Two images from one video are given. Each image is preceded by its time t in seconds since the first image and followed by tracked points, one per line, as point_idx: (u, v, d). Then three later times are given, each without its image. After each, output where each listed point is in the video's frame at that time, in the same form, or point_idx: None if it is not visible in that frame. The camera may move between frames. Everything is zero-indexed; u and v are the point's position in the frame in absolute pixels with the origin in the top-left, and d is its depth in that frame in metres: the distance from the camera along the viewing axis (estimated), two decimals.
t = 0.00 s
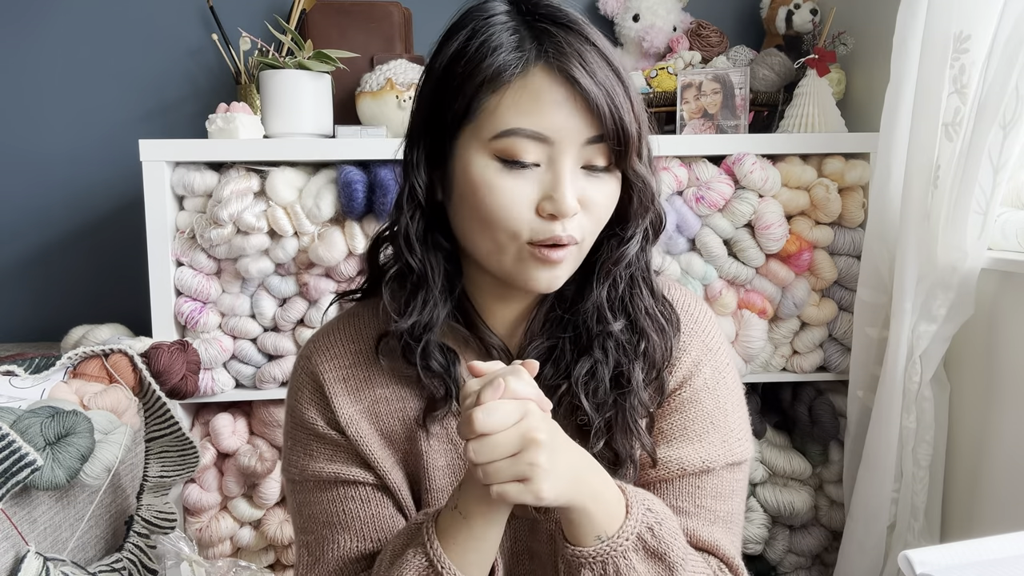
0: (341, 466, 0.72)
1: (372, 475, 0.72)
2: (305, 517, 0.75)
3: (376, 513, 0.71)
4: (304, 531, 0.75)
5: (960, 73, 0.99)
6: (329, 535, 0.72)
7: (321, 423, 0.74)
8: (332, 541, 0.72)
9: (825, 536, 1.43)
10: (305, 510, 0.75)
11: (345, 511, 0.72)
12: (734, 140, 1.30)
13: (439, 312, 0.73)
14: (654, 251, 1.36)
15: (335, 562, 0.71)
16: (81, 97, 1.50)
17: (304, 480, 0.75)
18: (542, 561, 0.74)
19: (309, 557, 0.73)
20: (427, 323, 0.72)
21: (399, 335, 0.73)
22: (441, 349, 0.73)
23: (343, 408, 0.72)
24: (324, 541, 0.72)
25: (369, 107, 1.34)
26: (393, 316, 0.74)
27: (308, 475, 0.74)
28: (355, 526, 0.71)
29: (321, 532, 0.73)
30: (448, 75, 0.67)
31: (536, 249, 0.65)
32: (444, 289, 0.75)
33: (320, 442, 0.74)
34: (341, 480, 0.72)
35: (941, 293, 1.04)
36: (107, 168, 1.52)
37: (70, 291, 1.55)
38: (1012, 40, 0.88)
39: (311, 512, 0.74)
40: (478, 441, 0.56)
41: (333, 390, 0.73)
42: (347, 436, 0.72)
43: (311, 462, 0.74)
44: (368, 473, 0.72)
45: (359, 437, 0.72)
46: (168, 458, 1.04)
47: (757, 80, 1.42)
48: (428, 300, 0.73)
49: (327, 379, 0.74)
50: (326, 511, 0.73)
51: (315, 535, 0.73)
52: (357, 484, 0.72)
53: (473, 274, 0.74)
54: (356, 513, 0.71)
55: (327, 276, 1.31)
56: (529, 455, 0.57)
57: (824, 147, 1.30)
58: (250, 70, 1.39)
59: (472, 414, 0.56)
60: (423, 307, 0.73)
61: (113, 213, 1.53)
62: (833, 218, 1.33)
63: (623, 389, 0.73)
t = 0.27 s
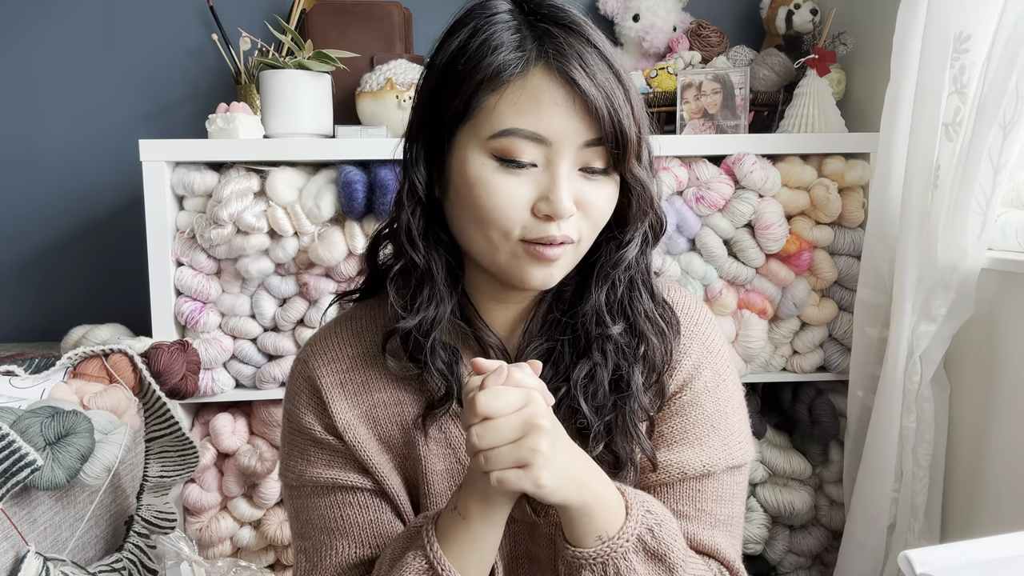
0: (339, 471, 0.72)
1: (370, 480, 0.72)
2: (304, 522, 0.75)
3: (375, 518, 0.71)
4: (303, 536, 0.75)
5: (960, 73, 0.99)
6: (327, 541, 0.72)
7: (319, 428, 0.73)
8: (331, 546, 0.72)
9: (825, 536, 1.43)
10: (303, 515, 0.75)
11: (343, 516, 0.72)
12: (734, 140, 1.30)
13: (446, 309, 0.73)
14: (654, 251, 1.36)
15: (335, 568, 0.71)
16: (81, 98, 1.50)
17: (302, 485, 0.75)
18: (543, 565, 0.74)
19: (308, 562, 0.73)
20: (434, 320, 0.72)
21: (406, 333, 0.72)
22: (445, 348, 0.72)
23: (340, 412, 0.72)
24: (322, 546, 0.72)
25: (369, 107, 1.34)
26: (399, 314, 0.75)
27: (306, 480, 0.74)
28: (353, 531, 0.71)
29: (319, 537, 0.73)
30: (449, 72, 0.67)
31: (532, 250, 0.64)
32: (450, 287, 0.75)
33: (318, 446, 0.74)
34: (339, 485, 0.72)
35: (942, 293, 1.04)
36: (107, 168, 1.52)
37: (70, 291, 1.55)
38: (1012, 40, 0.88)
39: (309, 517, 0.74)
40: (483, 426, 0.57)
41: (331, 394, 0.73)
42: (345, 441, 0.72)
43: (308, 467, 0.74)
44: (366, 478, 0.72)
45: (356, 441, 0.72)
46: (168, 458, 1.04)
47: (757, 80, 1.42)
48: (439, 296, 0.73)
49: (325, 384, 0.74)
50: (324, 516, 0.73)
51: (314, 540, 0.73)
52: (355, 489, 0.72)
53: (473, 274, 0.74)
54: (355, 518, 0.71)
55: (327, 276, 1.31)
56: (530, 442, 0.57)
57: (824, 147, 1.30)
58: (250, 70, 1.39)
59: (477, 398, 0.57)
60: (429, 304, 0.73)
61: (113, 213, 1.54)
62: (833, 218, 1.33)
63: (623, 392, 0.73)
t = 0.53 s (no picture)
0: (338, 471, 0.72)
1: (369, 480, 0.72)
2: (302, 521, 0.75)
3: (374, 517, 0.71)
4: (301, 536, 0.75)
5: (960, 73, 0.99)
6: (326, 540, 0.72)
7: (318, 427, 0.73)
8: (329, 546, 0.72)
9: (825, 536, 1.43)
10: (302, 515, 0.75)
11: (342, 516, 0.72)
12: (734, 140, 1.30)
13: (439, 307, 0.73)
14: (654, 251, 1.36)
15: (334, 568, 0.71)
16: (80, 97, 1.50)
17: (301, 485, 0.75)
18: (542, 565, 0.74)
19: (307, 562, 0.73)
20: (428, 317, 0.72)
21: (399, 331, 0.73)
22: (439, 345, 0.72)
23: (340, 412, 0.72)
24: (321, 546, 0.72)
25: (370, 107, 1.34)
26: (393, 311, 0.75)
27: (305, 480, 0.74)
28: (352, 531, 0.71)
29: (318, 536, 0.72)
30: (445, 70, 0.67)
31: (528, 248, 0.65)
32: (444, 285, 0.75)
33: (317, 446, 0.74)
34: (338, 484, 0.72)
35: (942, 293, 1.04)
36: (107, 168, 1.52)
37: (69, 291, 1.55)
38: (1012, 40, 0.88)
39: (308, 516, 0.74)
40: (483, 400, 0.60)
41: (331, 394, 0.73)
42: (344, 440, 0.72)
43: (308, 467, 0.73)
44: (365, 477, 0.72)
45: (356, 441, 0.72)
46: (168, 459, 1.04)
47: (757, 79, 1.42)
48: (430, 294, 0.73)
49: (324, 383, 0.74)
50: (322, 516, 0.72)
51: (313, 540, 0.73)
52: (353, 488, 0.72)
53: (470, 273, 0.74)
54: (354, 517, 0.71)
55: (327, 276, 1.31)
56: (526, 419, 0.60)
57: (824, 147, 1.30)
58: (250, 70, 1.39)
59: (478, 375, 0.61)
60: (423, 302, 0.73)
61: (112, 213, 1.53)
62: (833, 218, 1.33)
63: (621, 393, 0.73)
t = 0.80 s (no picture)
0: (339, 467, 0.72)
1: (370, 477, 0.72)
2: (302, 519, 0.74)
3: (375, 513, 0.71)
4: (301, 534, 0.74)
5: (960, 73, 0.99)
6: (326, 537, 0.72)
7: (319, 424, 0.73)
8: (329, 543, 0.71)
9: (825, 536, 1.43)
10: (301, 512, 0.74)
11: (342, 513, 0.72)
12: (734, 140, 1.30)
13: (439, 304, 0.73)
14: (654, 251, 1.36)
15: (334, 565, 0.71)
16: (80, 98, 1.50)
17: (300, 482, 0.74)
18: (541, 563, 0.74)
19: (306, 559, 0.73)
20: (428, 314, 0.72)
21: (399, 327, 0.73)
22: (438, 341, 0.72)
23: (341, 409, 0.72)
24: (320, 543, 0.72)
25: (369, 107, 1.34)
26: (393, 307, 0.75)
27: (305, 477, 0.73)
28: (352, 527, 0.71)
29: (318, 534, 0.72)
30: (446, 68, 0.67)
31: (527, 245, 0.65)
32: (444, 282, 0.74)
33: (318, 443, 0.74)
34: (338, 481, 0.72)
35: (942, 293, 1.04)
36: (107, 168, 1.52)
37: (69, 291, 1.55)
38: (1012, 40, 0.88)
39: (307, 514, 0.74)
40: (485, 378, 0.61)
41: (332, 391, 0.73)
42: (345, 437, 0.72)
43: (308, 464, 0.73)
44: (366, 474, 0.72)
45: (357, 438, 0.72)
46: (168, 459, 1.04)
47: (757, 79, 1.42)
48: (430, 292, 0.73)
49: (325, 380, 0.74)
50: (322, 513, 0.72)
51: (312, 537, 0.73)
52: (354, 485, 0.72)
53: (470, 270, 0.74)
54: (354, 514, 0.71)
55: (327, 276, 1.31)
56: (523, 394, 0.61)
57: (824, 147, 1.30)
58: (250, 70, 1.39)
59: (489, 341, 0.63)
60: (423, 299, 0.73)
61: (113, 213, 1.53)
62: (833, 218, 1.33)
63: (619, 391, 0.73)
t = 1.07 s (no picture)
0: (340, 465, 0.72)
1: (371, 474, 0.72)
2: (302, 517, 0.74)
3: (375, 511, 0.71)
4: (301, 531, 0.74)
5: (960, 73, 0.99)
6: (326, 535, 0.72)
7: (320, 422, 0.73)
8: (329, 540, 0.71)
9: (825, 536, 1.43)
10: (302, 510, 0.74)
11: (342, 510, 0.72)
12: (734, 140, 1.30)
13: (440, 302, 0.73)
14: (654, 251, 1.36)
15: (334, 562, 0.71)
16: (80, 98, 1.50)
17: (301, 480, 0.74)
18: (541, 561, 0.74)
19: (306, 557, 0.73)
20: (429, 312, 0.72)
21: (401, 325, 0.73)
22: (440, 339, 0.72)
23: (342, 407, 0.72)
24: (320, 541, 0.72)
25: (369, 107, 1.34)
26: (395, 305, 0.75)
27: (306, 474, 0.73)
28: (353, 525, 0.71)
29: (318, 531, 0.72)
30: (451, 68, 0.67)
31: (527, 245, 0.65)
32: (446, 281, 0.75)
33: (318, 441, 0.74)
34: (339, 479, 0.72)
35: (942, 293, 1.04)
36: (107, 168, 1.52)
37: (69, 292, 1.55)
38: (1012, 40, 0.88)
39: (308, 512, 0.74)
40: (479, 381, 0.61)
41: (332, 389, 0.73)
42: (346, 435, 0.72)
43: (309, 462, 0.73)
44: (366, 472, 0.72)
45: (358, 436, 0.72)
46: (168, 459, 1.04)
47: (757, 79, 1.42)
48: (431, 290, 0.73)
49: (326, 378, 0.74)
50: (323, 511, 0.72)
51: (312, 535, 0.73)
52: (355, 483, 0.72)
53: (471, 269, 0.75)
54: (355, 511, 0.71)
55: (327, 276, 1.31)
56: (519, 396, 0.61)
57: (824, 147, 1.30)
58: (250, 70, 1.39)
59: (480, 349, 0.62)
60: (424, 297, 0.73)
61: (113, 213, 1.53)
62: (833, 218, 1.33)
63: (619, 390, 0.73)
